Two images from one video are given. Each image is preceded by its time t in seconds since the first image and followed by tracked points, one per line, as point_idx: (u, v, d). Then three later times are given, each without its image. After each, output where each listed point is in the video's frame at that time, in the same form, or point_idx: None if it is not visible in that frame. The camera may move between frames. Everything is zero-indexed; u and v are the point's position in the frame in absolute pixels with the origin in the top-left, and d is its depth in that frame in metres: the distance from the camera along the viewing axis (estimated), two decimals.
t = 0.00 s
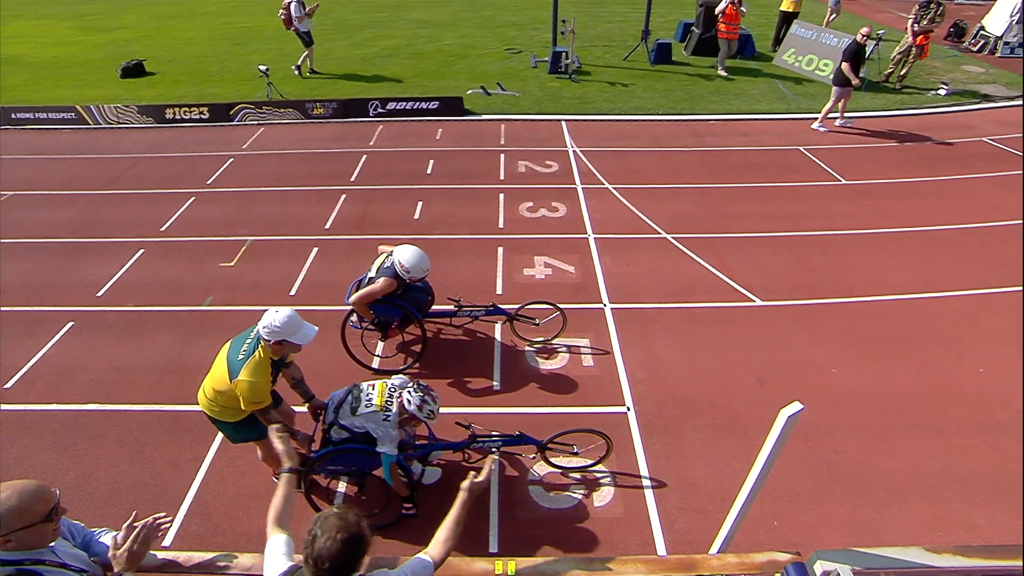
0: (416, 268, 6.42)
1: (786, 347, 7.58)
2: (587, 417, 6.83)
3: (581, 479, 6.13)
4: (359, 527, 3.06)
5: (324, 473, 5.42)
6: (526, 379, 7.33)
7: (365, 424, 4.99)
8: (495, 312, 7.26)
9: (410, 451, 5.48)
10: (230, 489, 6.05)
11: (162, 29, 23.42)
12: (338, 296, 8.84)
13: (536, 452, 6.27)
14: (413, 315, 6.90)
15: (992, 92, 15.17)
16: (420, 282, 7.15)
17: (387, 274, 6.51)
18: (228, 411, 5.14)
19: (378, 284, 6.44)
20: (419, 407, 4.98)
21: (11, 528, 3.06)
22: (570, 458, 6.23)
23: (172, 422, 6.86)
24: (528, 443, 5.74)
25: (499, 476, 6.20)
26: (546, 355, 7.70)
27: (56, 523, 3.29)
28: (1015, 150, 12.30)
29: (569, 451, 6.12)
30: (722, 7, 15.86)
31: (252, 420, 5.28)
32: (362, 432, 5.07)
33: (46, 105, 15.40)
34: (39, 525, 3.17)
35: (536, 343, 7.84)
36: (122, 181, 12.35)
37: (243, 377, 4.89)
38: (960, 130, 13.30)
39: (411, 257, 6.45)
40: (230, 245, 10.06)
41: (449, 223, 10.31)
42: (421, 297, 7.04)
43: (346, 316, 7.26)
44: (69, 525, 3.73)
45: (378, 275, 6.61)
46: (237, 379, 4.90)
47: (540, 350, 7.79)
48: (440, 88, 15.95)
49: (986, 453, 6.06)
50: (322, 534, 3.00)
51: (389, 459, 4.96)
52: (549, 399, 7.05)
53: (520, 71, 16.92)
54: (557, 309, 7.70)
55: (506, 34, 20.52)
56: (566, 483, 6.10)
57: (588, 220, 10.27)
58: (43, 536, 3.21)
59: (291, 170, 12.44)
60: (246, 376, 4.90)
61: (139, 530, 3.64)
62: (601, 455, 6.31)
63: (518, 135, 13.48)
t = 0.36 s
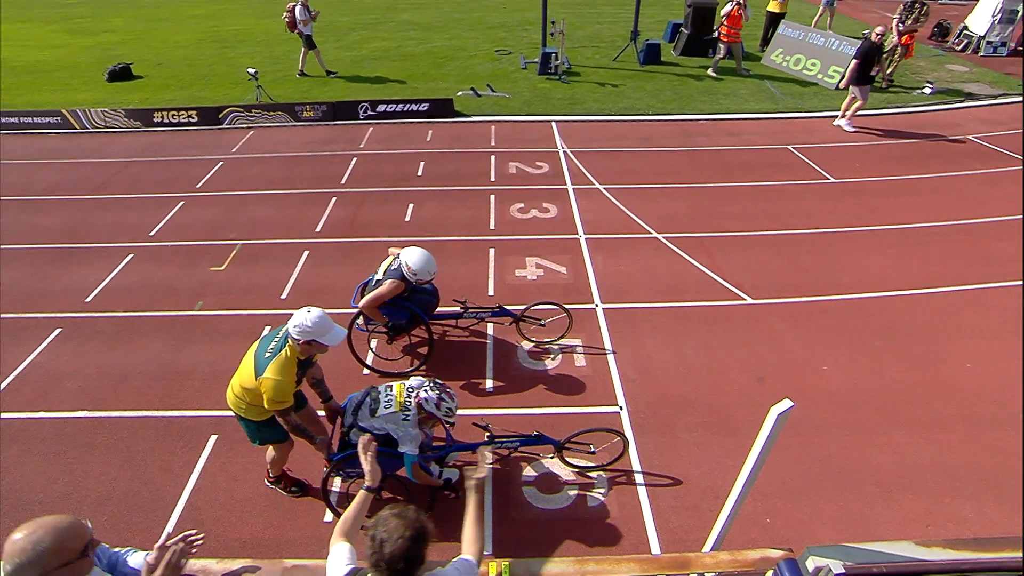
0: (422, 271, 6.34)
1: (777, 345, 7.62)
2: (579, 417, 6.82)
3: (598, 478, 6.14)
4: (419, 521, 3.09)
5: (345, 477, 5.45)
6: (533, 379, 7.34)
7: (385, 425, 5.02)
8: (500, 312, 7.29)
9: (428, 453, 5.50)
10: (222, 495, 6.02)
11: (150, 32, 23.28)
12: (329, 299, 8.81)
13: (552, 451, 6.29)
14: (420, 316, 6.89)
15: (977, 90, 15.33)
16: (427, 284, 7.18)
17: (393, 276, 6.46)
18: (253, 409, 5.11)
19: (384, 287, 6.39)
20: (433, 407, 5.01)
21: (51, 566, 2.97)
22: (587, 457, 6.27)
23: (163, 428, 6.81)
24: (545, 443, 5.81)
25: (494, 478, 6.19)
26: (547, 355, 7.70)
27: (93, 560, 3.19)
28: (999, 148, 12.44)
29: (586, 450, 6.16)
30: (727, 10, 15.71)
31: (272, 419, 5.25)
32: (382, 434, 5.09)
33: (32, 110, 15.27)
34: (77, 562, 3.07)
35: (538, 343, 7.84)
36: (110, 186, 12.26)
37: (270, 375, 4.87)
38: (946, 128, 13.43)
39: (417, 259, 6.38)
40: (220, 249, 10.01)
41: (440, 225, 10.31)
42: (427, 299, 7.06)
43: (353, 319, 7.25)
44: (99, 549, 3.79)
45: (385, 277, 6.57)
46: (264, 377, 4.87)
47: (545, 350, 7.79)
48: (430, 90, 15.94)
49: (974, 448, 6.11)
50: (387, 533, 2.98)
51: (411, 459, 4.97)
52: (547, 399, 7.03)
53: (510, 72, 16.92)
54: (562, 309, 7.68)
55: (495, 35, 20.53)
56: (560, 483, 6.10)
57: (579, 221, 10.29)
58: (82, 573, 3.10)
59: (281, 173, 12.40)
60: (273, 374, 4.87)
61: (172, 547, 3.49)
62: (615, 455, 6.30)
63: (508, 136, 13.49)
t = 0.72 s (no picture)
0: (435, 273, 6.38)
1: (769, 343, 7.66)
2: (572, 417, 6.82)
3: (616, 476, 6.16)
4: (455, 506, 3.13)
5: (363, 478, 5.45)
6: (541, 379, 7.33)
7: (408, 426, 5.01)
8: (508, 313, 7.28)
9: (448, 452, 5.58)
10: (215, 501, 5.99)
11: (139, 35, 23.16)
12: (321, 302, 8.79)
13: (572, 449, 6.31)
14: (428, 318, 6.89)
15: (963, 89, 15.47)
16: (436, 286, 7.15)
17: (406, 277, 6.49)
18: (278, 407, 5.13)
19: (397, 287, 6.42)
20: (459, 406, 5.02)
21: None
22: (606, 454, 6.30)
23: (155, 434, 6.78)
24: (565, 442, 5.86)
25: (487, 478, 6.17)
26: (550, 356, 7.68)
27: None
28: (986, 145, 12.56)
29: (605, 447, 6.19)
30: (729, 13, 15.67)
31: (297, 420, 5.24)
32: (405, 435, 5.07)
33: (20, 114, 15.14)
34: None
35: (549, 343, 7.82)
36: (100, 190, 12.18)
37: (298, 375, 4.86)
38: (933, 127, 13.55)
39: (430, 261, 6.41)
40: (212, 253, 9.97)
41: (432, 227, 10.30)
42: (435, 301, 7.03)
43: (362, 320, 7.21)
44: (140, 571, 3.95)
45: (396, 279, 6.57)
46: (292, 377, 4.86)
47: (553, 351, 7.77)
48: (422, 91, 15.93)
49: (965, 442, 6.16)
50: (422, 520, 3.03)
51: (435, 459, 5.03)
52: (554, 400, 7.02)
53: (501, 74, 16.92)
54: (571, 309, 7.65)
55: (486, 36, 20.54)
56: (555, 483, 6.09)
57: (572, 221, 10.30)
58: None
59: (272, 175, 12.37)
60: (301, 374, 4.86)
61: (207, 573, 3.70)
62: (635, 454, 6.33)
63: (500, 138, 13.49)
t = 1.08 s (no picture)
0: (450, 275, 6.37)
1: (764, 341, 7.68)
2: (569, 417, 6.82)
3: (638, 473, 6.17)
4: (451, 508, 3.12)
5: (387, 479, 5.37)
6: (542, 379, 7.33)
7: (433, 425, 4.97)
8: (519, 313, 7.31)
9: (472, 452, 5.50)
10: (211, 503, 5.97)
11: (133, 36, 23.08)
12: (316, 303, 8.77)
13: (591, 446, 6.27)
14: (441, 319, 6.90)
15: (957, 87, 15.53)
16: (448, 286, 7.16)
17: (420, 279, 6.47)
18: (301, 408, 5.11)
19: (411, 291, 6.40)
20: (483, 404, 4.99)
21: None
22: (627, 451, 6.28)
23: (150, 437, 6.75)
24: (586, 440, 5.80)
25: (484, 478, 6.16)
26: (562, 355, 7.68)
27: None
28: (979, 143, 12.62)
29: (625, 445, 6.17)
30: (730, 22, 15.78)
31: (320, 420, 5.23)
32: (431, 435, 5.02)
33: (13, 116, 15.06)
34: None
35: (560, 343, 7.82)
36: (94, 192, 12.13)
37: (324, 377, 4.82)
38: (927, 125, 13.61)
39: (444, 262, 6.38)
40: (206, 255, 9.93)
41: (427, 228, 10.30)
42: (447, 301, 7.01)
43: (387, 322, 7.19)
44: None
45: (410, 281, 6.54)
46: (318, 379, 4.83)
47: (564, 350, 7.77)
48: (417, 92, 15.92)
49: (960, 439, 6.19)
50: (416, 521, 3.02)
51: (462, 459, 4.96)
52: (566, 399, 7.03)
53: (496, 74, 16.92)
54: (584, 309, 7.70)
55: (481, 37, 20.54)
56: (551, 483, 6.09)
57: (567, 221, 10.31)
58: None
59: (267, 177, 12.34)
60: (326, 376, 4.82)
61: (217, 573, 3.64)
62: (654, 451, 6.31)
63: (495, 138, 13.49)
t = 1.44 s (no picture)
0: (476, 267, 6.30)
1: (764, 341, 7.69)
2: (568, 416, 6.83)
3: (660, 471, 6.19)
4: (451, 537, 3.02)
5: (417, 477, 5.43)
6: (543, 379, 7.33)
7: (462, 423, 4.98)
8: (541, 312, 7.34)
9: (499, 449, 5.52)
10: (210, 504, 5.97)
11: (132, 36, 23.04)
12: (315, 303, 8.78)
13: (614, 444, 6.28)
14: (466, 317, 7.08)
15: (956, 87, 15.54)
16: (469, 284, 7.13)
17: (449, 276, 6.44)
18: (337, 410, 5.08)
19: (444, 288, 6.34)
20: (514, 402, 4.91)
21: None
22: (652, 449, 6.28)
23: (149, 438, 6.74)
24: (611, 439, 5.81)
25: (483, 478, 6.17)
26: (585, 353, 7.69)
27: None
28: (978, 143, 12.63)
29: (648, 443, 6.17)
30: (729, 32, 15.84)
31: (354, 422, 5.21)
32: (460, 432, 5.06)
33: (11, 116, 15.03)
34: None
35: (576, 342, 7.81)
36: (93, 192, 12.11)
37: (363, 380, 4.79)
38: (925, 125, 13.62)
39: (468, 256, 6.33)
40: (205, 255, 9.92)
41: (426, 228, 10.30)
42: (469, 299, 7.09)
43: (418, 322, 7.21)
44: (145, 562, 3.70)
45: (438, 278, 6.55)
46: (357, 382, 4.80)
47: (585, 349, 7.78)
48: (416, 92, 15.91)
49: (959, 438, 6.19)
50: (417, 534, 3.01)
51: (491, 456, 4.98)
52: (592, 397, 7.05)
53: (495, 74, 16.91)
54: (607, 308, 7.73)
55: (480, 37, 20.54)
56: (550, 483, 6.09)
57: (566, 221, 10.31)
58: None
59: (266, 177, 12.33)
60: (365, 379, 4.80)
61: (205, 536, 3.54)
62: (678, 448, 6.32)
63: (494, 138, 13.48)
